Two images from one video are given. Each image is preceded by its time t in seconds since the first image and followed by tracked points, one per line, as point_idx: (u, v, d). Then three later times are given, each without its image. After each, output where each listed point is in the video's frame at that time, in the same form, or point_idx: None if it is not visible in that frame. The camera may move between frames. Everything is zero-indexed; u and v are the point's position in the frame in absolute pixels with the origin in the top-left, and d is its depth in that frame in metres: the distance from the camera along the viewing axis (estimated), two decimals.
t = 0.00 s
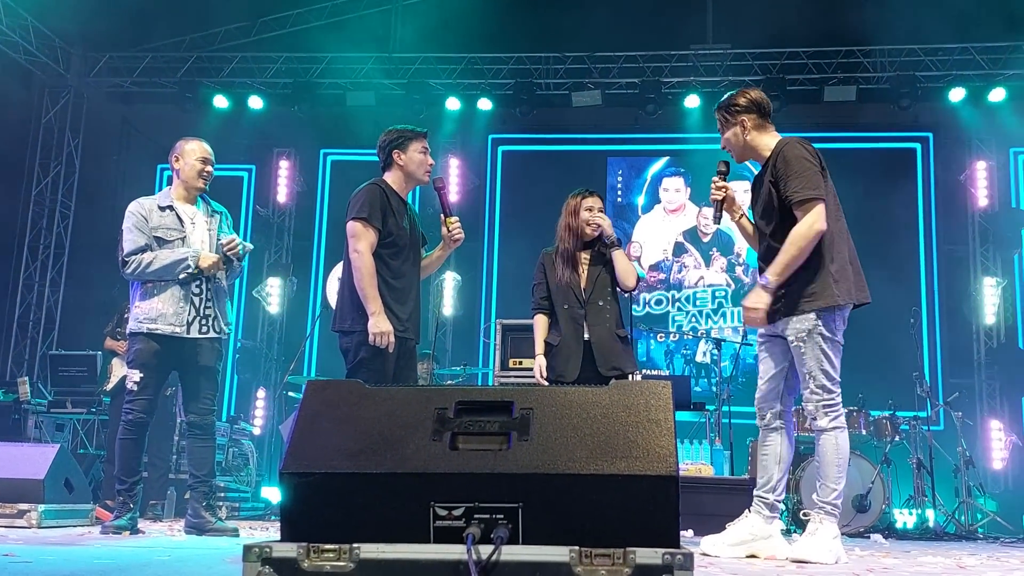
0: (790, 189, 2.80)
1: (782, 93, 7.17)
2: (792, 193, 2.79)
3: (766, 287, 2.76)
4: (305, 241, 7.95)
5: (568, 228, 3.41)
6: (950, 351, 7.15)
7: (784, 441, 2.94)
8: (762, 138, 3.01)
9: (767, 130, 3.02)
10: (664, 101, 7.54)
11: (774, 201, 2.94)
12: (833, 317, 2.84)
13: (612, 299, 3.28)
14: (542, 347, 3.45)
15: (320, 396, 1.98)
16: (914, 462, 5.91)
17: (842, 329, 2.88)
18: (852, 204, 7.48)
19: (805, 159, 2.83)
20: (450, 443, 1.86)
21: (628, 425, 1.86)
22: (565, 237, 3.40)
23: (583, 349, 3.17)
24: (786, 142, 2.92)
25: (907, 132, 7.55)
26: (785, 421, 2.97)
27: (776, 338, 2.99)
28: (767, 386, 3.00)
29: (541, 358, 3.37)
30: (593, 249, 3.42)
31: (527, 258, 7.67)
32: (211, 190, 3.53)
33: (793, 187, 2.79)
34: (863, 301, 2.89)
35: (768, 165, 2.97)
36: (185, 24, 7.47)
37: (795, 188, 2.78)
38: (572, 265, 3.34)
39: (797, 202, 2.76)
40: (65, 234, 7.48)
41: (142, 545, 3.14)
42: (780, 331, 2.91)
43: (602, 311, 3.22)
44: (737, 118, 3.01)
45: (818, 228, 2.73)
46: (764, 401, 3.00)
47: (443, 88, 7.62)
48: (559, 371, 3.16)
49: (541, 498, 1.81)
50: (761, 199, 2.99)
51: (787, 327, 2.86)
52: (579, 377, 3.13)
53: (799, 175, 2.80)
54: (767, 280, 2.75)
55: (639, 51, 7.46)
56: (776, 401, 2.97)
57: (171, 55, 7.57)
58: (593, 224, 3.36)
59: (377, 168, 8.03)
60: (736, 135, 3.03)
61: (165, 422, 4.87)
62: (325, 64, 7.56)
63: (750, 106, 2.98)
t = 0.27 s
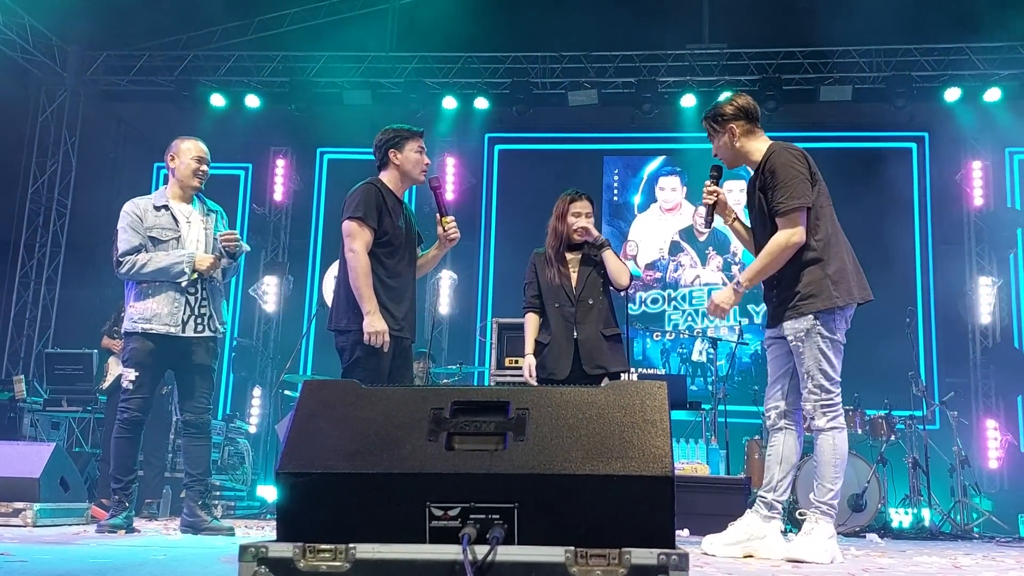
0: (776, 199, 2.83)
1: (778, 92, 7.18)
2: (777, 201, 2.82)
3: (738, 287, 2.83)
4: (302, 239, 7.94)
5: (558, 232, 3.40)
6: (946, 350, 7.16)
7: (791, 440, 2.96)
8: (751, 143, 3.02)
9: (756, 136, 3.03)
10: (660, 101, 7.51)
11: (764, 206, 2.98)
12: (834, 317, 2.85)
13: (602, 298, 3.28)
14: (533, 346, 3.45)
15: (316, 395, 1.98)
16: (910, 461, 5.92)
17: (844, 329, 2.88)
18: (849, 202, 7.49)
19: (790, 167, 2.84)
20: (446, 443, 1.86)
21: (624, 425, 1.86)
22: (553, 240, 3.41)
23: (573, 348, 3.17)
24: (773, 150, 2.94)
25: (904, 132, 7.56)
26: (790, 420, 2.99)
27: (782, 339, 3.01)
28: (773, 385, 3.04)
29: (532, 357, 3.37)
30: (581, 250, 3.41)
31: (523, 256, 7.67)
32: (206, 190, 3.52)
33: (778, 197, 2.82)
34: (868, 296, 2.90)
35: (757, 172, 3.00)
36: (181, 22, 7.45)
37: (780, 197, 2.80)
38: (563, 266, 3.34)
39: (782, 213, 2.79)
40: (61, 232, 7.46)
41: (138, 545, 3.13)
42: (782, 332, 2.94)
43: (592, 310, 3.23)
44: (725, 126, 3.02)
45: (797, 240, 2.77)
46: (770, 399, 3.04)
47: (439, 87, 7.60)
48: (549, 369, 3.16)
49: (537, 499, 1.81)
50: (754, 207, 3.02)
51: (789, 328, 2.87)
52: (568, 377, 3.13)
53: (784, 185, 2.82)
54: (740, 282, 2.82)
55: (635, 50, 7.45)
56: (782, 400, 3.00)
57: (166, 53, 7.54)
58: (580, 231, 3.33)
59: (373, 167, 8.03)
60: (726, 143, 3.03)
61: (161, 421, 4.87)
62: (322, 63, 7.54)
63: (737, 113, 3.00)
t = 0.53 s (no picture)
0: (769, 198, 2.83)
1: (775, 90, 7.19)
2: (773, 202, 2.81)
3: (767, 304, 2.81)
4: (298, 236, 7.93)
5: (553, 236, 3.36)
6: (941, 348, 7.18)
7: (789, 437, 2.98)
8: (738, 146, 3.02)
9: (743, 138, 3.02)
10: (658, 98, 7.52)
11: (758, 210, 2.97)
12: (832, 315, 2.86)
13: (595, 298, 3.27)
14: (523, 347, 3.49)
15: (311, 393, 1.97)
16: (905, 459, 5.93)
17: (843, 328, 2.90)
18: (846, 200, 7.48)
19: (779, 166, 2.85)
20: (441, 441, 1.86)
21: (618, 422, 1.86)
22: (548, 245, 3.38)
23: (565, 346, 3.19)
24: (760, 151, 2.95)
25: (900, 129, 7.56)
26: (788, 418, 3.00)
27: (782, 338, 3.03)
28: (772, 382, 3.06)
29: (519, 358, 3.43)
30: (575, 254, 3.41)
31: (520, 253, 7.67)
32: (200, 186, 3.51)
33: (771, 197, 2.82)
34: (864, 293, 2.89)
35: (746, 174, 2.99)
36: (176, 19, 7.43)
37: (776, 197, 2.80)
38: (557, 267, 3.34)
39: (778, 211, 2.79)
40: (56, 229, 7.45)
41: (132, 543, 3.13)
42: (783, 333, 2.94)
43: (586, 310, 3.22)
44: (712, 130, 3.02)
45: (803, 236, 2.76)
46: (769, 397, 3.06)
47: (436, 84, 7.56)
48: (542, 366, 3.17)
49: (531, 497, 1.81)
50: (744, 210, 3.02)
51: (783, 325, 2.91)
52: (562, 374, 3.14)
53: (776, 184, 2.83)
54: (767, 297, 2.80)
55: (632, 47, 7.45)
56: (781, 398, 3.01)
57: (162, 49, 7.52)
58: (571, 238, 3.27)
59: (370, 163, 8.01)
60: (714, 146, 3.04)
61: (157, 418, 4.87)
62: (318, 59, 7.53)
63: (724, 117, 3.00)
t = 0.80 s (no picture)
0: (765, 194, 2.83)
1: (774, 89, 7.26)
2: (771, 198, 2.81)
3: (774, 302, 2.78)
4: (295, 235, 7.92)
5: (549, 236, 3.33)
6: (938, 346, 7.18)
7: (784, 435, 2.98)
8: (733, 144, 3.02)
9: (737, 137, 3.03)
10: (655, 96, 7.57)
11: (755, 208, 2.97)
12: (828, 312, 2.85)
13: (590, 298, 3.28)
14: (522, 346, 3.50)
15: (305, 390, 1.96)
16: (902, 457, 5.94)
17: (837, 324, 2.89)
18: (843, 199, 7.49)
19: (775, 163, 2.86)
20: (436, 438, 1.86)
21: (614, 419, 1.86)
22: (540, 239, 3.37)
23: (560, 346, 3.18)
24: (756, 147, 2.96)
25: (898, 129, 7.57)
26: (784, 416, 3.00)
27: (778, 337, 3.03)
28: (767, 381, 3.05)
29: (518, 360, 3.43)
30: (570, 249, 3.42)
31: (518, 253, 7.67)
32: (195, 184, 3.52)
33: (768, 194, 2.82)
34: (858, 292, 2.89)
35: (741, 172, 3.00)
36: (173, 17, 7.43)
37: (773, 194, 2.80)
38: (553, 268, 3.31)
39: (776, 207, 2.79)
40: (52, 228, 7.44)
41: (127, 540, 3.13)
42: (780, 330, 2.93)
43: (580, 311, 3.24)
44: (706, 128, 3.02)
45: (804, 232, 2.76)
46: (765, 396, 3.05)
47: (434, 82, 7.59)
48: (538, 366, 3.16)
49: (527, 494, 1.81)
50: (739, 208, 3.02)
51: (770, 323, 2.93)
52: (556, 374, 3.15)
53: (773, 181, 2.83)
54: (773, 295, 2.78)
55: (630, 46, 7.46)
56: (775, 396, 3.02)
57: (159, 47, 7.52)
58: (564, 240, 3.22)
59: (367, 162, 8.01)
60: (708, 145, 3.03)
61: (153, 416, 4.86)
62: (316, 57, 7.55)
63: (718, 115, 3.00)
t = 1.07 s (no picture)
0: (763, 195, 2.84)
1: (771, 89, 7.25)
2: (769, 199, 2.81)
3: (774, 302, 2.79)
4: (292, 234, 7.91)
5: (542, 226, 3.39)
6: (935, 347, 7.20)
7: (781, 434, 2.96)
8: (733, 143, 3.03)
9: (737, 135, 3.03)
10: (653, 96, 7.56)
11: (754, 209, 2.97)
12: (827, 312, 2.85)
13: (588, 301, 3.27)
14: (521, 346, 3.49)
15: (303, 387, 1.96)
16: (898, 457, 5.95)
17: (836, 324, 2.89)
18: (840, 200, 7.51)
19: (774, 164, 2.86)
20: (435, 436, 1.86)
21: (613, 417, 1.86)
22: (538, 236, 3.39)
23: (557, 348, 3.18)
24: (755, 147, 2.96)
25: (894, 129, 7.58)
26: (782, 416, 3.00)
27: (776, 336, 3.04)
28: (765, 381, 3.05)
29: (518, 360, 3.42)
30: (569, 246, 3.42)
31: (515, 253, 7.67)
32: (192, 181, 3.51)
33: (766, 194, 2.83)
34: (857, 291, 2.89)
35: (740, 172, 3.00)
36: (170, 15, 7.41)
37: (772, 194, 2.80)
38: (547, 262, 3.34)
39: (774, 207, 2.80)
40: (48, 226, 7.41)
41: (124, 538, 3.12)
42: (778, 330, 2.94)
43: (578, 314, 3.23)
44: (708, 125, 3.02)
45: (802, 232, 2.77)
46: (762, 395, 3.06)
47: (431, 81, 7.60)
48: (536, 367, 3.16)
49: (525, 492, 1.81)
50: (739, 207, 3.03)
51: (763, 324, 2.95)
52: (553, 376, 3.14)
53: (772, 181, 2.83)
54: (773, 295, 2.79)
55: (628, 45, 7.46)
56: (772, 395, 3.02)
57: (157, 45, 7.50)
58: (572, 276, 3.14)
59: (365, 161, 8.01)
60: (708, 142, 3.04)
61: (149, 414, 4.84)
62: (313, 56, 7.54)
63: (720, 113, 3.00)
